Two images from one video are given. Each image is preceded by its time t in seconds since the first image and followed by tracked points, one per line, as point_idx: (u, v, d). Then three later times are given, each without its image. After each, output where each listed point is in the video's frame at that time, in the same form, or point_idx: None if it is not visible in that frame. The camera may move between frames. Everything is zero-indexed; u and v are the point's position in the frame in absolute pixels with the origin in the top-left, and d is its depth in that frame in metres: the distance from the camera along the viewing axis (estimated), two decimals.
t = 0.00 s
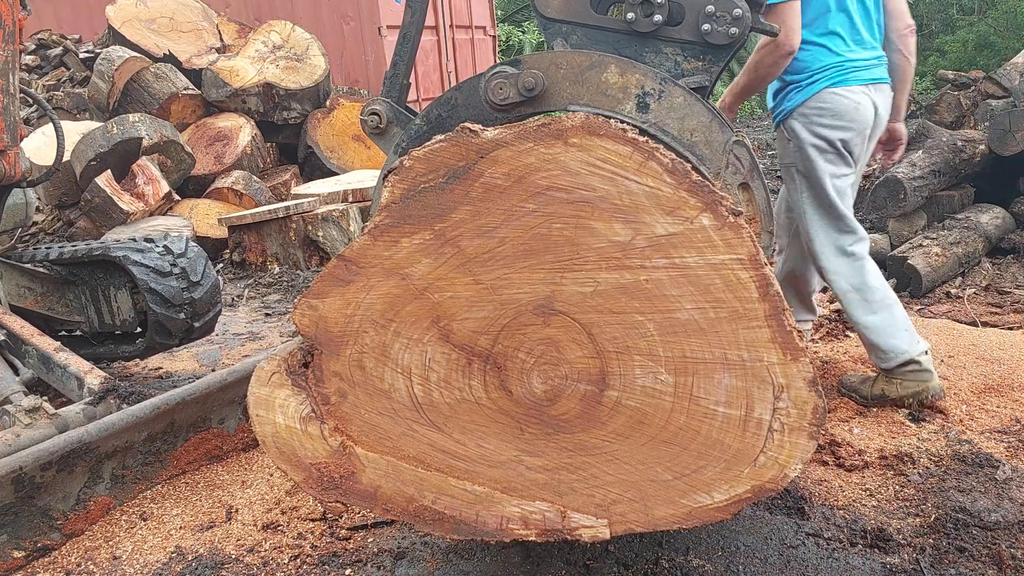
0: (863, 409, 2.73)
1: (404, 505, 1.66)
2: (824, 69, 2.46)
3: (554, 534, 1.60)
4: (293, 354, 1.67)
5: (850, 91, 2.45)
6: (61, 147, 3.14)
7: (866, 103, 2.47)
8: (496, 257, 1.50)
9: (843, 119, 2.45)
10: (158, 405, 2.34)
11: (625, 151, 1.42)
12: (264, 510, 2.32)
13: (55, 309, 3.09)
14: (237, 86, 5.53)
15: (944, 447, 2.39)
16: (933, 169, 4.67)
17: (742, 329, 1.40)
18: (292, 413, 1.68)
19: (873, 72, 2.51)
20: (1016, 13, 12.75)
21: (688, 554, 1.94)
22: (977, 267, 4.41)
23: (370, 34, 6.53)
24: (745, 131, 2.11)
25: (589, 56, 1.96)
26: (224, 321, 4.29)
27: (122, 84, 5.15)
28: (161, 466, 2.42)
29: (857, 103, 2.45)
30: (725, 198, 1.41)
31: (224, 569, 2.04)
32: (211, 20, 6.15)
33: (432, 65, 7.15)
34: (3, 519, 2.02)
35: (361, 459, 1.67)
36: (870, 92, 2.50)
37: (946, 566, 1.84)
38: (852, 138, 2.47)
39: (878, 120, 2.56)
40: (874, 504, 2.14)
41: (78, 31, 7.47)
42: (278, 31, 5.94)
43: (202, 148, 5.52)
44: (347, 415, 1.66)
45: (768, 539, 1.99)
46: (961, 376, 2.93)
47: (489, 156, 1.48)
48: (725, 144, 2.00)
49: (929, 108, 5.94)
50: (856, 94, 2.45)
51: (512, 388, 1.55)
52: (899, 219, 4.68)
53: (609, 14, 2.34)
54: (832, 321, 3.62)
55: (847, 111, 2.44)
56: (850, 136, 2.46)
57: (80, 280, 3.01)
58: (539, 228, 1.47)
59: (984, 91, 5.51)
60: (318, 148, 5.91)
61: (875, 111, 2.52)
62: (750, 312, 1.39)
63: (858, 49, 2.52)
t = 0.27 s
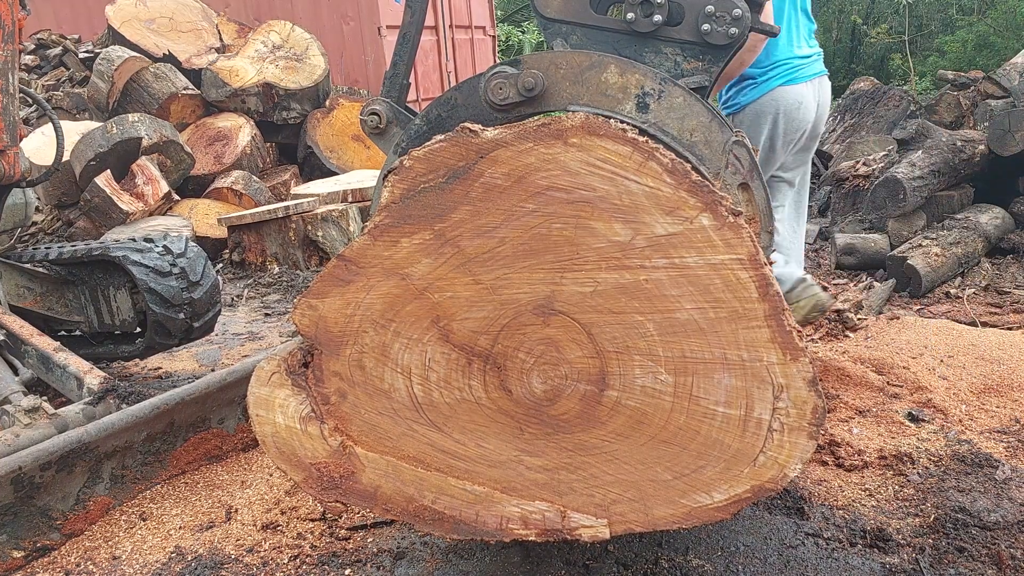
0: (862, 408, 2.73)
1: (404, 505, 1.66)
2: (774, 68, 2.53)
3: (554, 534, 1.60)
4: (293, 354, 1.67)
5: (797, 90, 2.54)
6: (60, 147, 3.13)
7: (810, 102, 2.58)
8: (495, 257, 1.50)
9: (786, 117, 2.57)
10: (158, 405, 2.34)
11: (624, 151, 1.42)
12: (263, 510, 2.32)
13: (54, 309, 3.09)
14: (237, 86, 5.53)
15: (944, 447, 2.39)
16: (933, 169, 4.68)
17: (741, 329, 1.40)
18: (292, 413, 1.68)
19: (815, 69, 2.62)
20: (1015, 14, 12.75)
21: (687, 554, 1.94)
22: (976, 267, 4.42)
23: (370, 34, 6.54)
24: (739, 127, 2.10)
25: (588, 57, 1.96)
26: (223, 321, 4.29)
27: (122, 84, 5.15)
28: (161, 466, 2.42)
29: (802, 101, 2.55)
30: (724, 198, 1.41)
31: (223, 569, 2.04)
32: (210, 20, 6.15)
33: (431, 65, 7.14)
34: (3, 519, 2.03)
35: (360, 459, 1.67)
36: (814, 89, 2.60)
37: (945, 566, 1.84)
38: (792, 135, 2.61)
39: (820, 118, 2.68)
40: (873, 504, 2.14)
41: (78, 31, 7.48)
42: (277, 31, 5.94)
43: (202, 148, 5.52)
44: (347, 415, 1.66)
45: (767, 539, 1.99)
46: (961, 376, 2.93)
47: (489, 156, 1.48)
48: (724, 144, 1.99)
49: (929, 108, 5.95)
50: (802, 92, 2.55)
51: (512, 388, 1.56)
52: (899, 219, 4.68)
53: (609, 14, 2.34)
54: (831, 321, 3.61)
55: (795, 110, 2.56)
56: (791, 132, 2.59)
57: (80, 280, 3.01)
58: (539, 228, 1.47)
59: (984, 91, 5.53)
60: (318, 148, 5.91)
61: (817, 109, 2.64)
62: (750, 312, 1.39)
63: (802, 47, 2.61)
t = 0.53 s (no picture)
0: (862, 409, 2.73)
1: (404, 505, 1.66)
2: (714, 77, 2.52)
3: (554, 533, 1.60)
4: (292, 354, 1.67)
5: (737, 99, 2.54)
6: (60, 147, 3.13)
7: (750, 110, 2.58)
8: (495, 257, 1.50)
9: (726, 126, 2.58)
10: (157, 405, 2.34)
11: (624, 151, 1.42)
12: (263, 510, 2.32)
13: (53, 309, 3.09)
14: (236, 86, 5.53)
15: (943, 447, 2.40)
16: (932, 169, 4.69)
17: (741, 329, 1.40)
18: (292, 413, 1.68)
19: (754, 75, 2.62)
20: (1015, 13, 12.75)
21: (687, 554, 1.94)
22: (976, 267, 4.42)
23: (369, 34, 6.52)
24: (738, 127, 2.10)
25: (588, 57, 1.96)
26: (223, 321, 4.29)
27: (121, 84, 5.15)
28: (161, 466, 2.42)
29: (742, 110, 2.56)
30: (724, 198, 1.41)
31: (222, 569, 2.04)
32: (210, 20, 6.15)
33: (431, 65, 7.14)
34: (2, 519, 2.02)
35: (360, 459, 1.67)
36: (753, 96, 2.61)
37: (945, 566, 1.85)
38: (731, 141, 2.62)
39: (761, 120, 2.69)
40: (872, 504, 2.14)
41: (77, 31, 7.48)
42: (277, 31, 5.94)
43: (201, 148, 5.51)
44: (347, 415, 1.66)
45: (766, 539, 1.99)
46: (961, 376, 2.93)
47: (489, 156, 1.48)
48: (723, 144, 1.99)
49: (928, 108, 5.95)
50: (742, 101, 2.55)
51: (512, 388, 1.56)
52: (898, 219, 4.68)
53: (608, 14, 2.34)
54: (831, 322, 3.61)
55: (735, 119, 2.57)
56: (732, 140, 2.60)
57: (79, 280, 3.01)
58: (538, 228, 1.47)
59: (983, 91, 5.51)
60: (318, 148, 5.91)
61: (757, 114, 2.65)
62: (750, 312, 1.39)
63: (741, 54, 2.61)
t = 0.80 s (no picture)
0: (861, 409, 2.73)
1: (404, 505, 1.66)
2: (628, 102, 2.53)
3: (554, 533, 1.60)
4: (292, 354, 1.67)
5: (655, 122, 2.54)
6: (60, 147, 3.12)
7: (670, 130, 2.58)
8: (495, 256, 1.50)
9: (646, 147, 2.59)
10: (157, 406, 2.34)
11: (624, 151, 1.42)
12: (262, 510, 2.32)
13: (52, 309, 3.09)
14: (236, 86, 5.52)
15: (942, 447, 2.40)
16: (931, 169, 4.69)
17: (740, 329, 1.40)
18: (292, 413, 1.68)
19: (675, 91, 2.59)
20: (1014, 13, 12.75)
21: (687, 554, 1.94)
22: (975, 267, 4.42)
23: (368, 33, 6.52)
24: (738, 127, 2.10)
25: (587, 57, 1.96)
26: (222, 321, 4.29)
27: (121, 83, 5.15)
28: (160, 466, 2.42)
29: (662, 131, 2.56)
30: (724, 199, 1.41)
31: (222, 569, 2.04)
32: (209, 20, 6.15)
33: (430, 65, 7.14)
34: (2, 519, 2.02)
35: (360, 459, 1.67)
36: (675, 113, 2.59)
37: (944, 566, 1.85)
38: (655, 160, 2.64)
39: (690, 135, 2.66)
40: (872, 504, 2.14)
41: (77, 30, 7.48)
42: (276, 30, 5.94)
43: (201, 148, 5.51)
44: (347, 415, 1.65)
45: (766, 539, 1.99)
46: (960, 376, 2.94)
47: (489, 156, 1.48)
48: (722, 144, 2.00)
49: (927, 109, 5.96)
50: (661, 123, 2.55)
51: (512, 388, 1.56)
52: (898, 219, 4.68)
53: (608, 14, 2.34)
54: (830, 322, 3.61)
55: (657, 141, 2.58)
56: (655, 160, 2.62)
57: (79, 280, 3.01)
58: (539, 228, 1.47)
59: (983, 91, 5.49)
60: (317, 148, 5.91)
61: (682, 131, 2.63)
62: (750, 312, 1.39)
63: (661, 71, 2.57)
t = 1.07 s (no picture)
0: (861, 409, 2.73)
1: (404, 505, 1.66)
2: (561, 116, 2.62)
3: (554, 533, 1.60)
4: (292, 354, 1.67)
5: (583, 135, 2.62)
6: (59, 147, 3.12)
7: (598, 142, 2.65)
8: (495, 256, 1.50)
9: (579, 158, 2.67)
10: (156, 405, 2.34)
11: (624, 151, 1.42)
12: (262, 510, 2.32)
13: (52, 309, 3.08)
14: (235, 86, 5.52)
15: (942, 447, 2.40)
16: (931, 169, 4.69)
17: (740, 329, 1.40)
18: (291, 413, 1.68)
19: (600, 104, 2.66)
20: (1014, 13, 12.75)
21: (686, 554, 1.94)
22: (975, 267, 4.43)
23: (368, 33, 6.53)
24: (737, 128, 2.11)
25: (587, 57, 1.96)
26: (222, 321, 4.29)
27: (120, 83, 5.15)
28: (160, 466, 2.42)
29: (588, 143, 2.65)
30: (723, 199, 1.41)
31: (221, 569, 2.04)
32: (209, 20, 6.15)
33: (430, 65, 7.15)
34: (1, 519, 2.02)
35: (360, 459, 1.67)
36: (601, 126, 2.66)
37: (943, 566, 1.85)
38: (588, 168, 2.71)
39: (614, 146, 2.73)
40: (871, 504, 2.14)
41: (76, 30, 7.48)
42: (276, 30, 5.94)
43: (200, 148, 5.51)
44: (347, 415, 1.65)
45: (766, 539, 1.99)
46: (960, 376, 2.94)
47: (489, 156, 1.48)
48: (722, 144, 2.00)
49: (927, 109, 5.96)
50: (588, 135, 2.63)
51: (512, 388, 1.56)
52: (897, 219, 4.68)
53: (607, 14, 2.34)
54: (830, 322, 3.62)
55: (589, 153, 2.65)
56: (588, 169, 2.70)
57: (78, 280, 3.01)
58: (538, 228, 1.47)
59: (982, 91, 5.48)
60: (317, 148, 5.91)
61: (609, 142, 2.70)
62: (749, 312, 1.39)
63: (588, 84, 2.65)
